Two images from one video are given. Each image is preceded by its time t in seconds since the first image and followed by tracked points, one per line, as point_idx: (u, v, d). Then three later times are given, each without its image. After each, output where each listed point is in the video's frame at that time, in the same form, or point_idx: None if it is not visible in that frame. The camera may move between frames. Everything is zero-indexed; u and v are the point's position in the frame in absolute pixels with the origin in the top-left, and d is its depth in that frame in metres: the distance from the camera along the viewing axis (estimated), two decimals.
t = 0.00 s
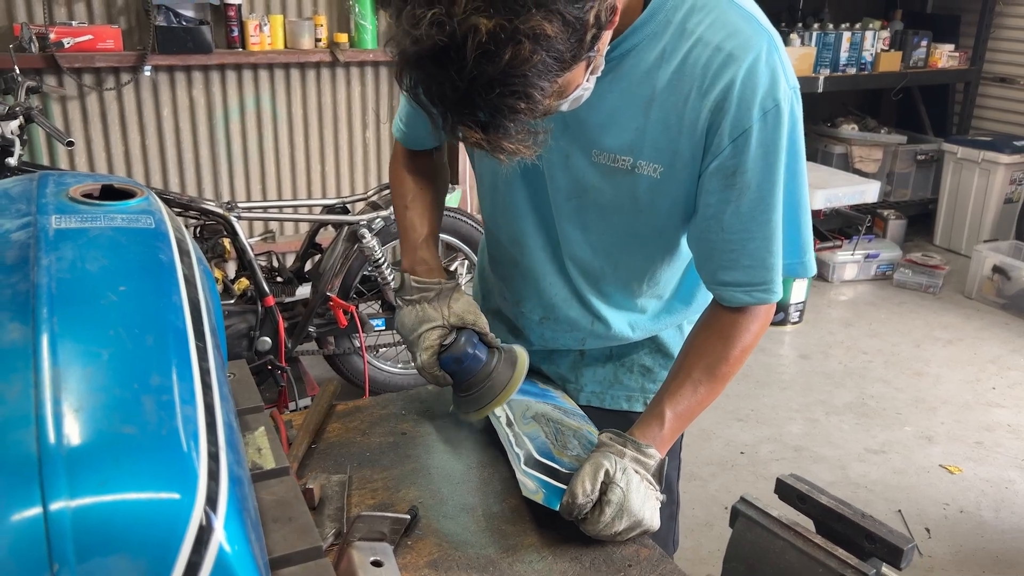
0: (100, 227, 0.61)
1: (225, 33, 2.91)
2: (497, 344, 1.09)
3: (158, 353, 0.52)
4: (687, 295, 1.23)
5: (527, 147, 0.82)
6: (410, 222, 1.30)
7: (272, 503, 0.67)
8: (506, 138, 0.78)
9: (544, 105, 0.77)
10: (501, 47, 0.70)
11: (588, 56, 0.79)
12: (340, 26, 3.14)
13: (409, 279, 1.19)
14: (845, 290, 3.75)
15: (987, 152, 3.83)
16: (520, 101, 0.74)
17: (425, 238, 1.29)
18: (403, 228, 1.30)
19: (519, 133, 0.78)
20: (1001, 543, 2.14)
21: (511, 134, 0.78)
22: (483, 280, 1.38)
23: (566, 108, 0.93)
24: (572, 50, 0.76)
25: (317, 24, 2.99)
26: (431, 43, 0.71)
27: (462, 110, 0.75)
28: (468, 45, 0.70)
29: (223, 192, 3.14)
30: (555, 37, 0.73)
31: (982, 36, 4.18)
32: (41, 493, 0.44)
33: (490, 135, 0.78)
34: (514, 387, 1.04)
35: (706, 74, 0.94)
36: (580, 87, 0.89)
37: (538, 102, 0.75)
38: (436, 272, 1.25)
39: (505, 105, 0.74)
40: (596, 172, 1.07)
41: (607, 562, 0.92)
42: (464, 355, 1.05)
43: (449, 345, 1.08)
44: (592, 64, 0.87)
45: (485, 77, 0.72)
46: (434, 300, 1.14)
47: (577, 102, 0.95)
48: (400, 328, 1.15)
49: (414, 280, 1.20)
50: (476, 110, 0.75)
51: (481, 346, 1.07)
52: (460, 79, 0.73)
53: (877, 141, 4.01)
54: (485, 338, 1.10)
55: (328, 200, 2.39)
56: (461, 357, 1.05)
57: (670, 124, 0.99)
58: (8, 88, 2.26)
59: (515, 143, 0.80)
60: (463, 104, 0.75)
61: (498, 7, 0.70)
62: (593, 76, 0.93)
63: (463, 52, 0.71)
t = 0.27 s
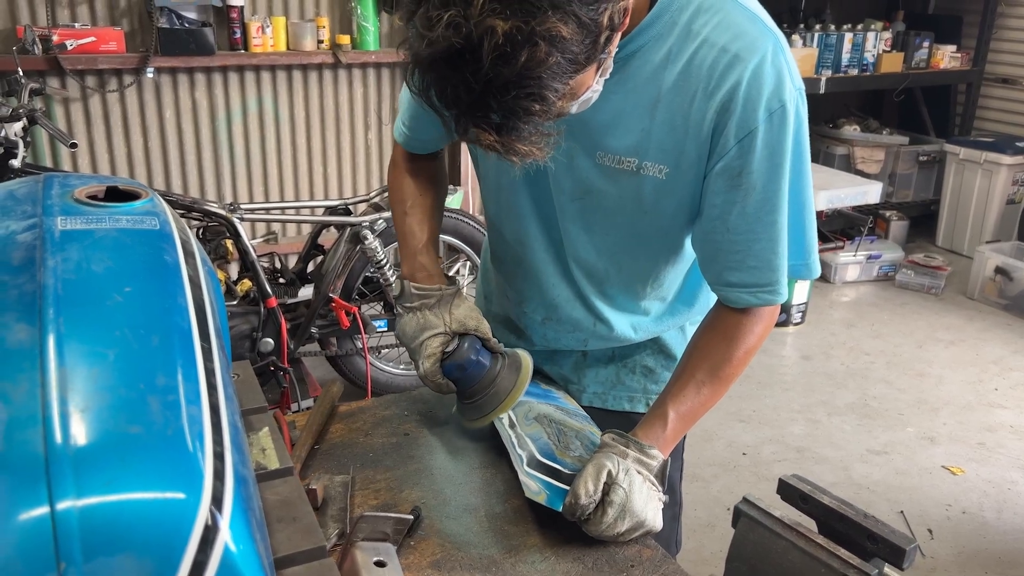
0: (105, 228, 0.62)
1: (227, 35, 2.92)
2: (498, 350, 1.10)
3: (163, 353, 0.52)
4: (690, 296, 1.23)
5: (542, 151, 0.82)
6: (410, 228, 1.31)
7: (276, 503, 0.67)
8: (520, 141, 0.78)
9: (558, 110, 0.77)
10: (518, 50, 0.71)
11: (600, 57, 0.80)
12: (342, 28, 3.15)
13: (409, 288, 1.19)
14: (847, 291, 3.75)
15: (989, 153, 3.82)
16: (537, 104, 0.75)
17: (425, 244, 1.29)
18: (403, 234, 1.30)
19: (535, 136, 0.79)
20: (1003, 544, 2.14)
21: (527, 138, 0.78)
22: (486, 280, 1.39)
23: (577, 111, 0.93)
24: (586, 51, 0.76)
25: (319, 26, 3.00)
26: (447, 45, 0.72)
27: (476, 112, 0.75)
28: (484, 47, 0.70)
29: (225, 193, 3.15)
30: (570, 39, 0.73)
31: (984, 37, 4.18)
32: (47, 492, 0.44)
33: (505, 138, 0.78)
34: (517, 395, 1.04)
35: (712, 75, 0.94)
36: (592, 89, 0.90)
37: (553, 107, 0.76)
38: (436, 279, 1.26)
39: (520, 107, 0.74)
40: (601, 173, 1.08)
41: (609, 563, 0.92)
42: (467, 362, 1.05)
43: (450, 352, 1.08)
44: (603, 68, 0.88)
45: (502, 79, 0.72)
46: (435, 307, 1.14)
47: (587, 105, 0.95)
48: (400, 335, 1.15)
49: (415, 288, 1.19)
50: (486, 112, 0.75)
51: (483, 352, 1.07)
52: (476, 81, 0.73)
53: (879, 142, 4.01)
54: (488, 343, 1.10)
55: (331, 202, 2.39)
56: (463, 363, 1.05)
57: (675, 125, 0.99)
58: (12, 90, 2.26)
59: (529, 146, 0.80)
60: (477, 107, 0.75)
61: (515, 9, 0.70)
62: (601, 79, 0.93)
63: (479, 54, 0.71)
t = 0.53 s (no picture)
0: (106, 229, 0.62)
1: (229, 37, 2.92)
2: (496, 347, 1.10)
3: (164, 353, 0.53)
4: (691, 297, 1.23)
5: (551, 153, 0.82)
6: (409, 228, 1.31)
7: (276, 503, 0.67)
8: (530, 142, 0.78)
9: (568, 110, 0.77)
10: (530, 51, 0.71)
11: (610, 59, 0.80)
12: (344, 30, 3.15)
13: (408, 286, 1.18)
14: (849, 291, 3.75)
15: (991, 153, 3.82)
16: (547, 105, 0.75)
17: (424, 244, 1.29)
18: (402, 234, 1.30)
19: (545, 137, 0.79)
20: (1005, 544, 2.13)
21: (537, 138, 0.78)
22: (487, 280, 1.39)
23: (583, 113, 0.94)
24: (596, 52, 0.76)
25: (321, 27, 3.00)
26: (460, 47, 0.72)
27: (487, 114, 0.76)
28: (497, 50, 0.71)
29: (227, 195, 3.15)
30: (582, 41, 0.73)
31: (986, 37, 4.18)
32: (48, 491, 0.44)
33: (516, 140, 0.77)
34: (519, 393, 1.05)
35: (715, 77, 0.94)
36: (597, 91, 0.90)
37: (563, 108, 0.76)
38: (436, 278, 1.26)
39: (531, 109, 0.74)
40: (603, 174, 1.07)
41: (610, 563, 0.92)
42: (468, 362, 1.05)
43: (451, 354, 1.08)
44: (609, 70, 0.89)
45: (514, 81, 0.72)
46: (436, 307, 1.14)
47: (592, 107, 0.95)
48: (400, 336, 1.15)
49: (415, 288, 1.18)
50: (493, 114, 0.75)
51: (483, 352, 1.08)
52: (488, 83, 0.73)
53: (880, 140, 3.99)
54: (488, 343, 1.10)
55: (332, 203, 2.40)
56: (466, 364, 1.05)
57: (678, 127, 0.99)
58: (14, 91, 2.27)
59: (540, 148, 0.80)
60: (488, 109, 0.75)
61: (528, 11, 0.70)
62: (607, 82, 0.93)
63: (491, 56, 0.71)
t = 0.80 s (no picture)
0: (106, 230, 0.62)
1: (230, 37, 2.92)
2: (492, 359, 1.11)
3: (163, 354, 0.53)
4: (691, 297, 1.23)
5: (553, 151, 0.82)
6: (407, 238, 1.30)
7: (277, 503, 0.68)
8: (533, 141, 0.78)
9: (570, 109, 0.77)
10: (532, 48, 0.71)
11: (612, 56, 0.80)
12: (345, 30, 3.15)
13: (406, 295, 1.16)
14: (850, 291, 3.74)
15: (993, 153, 3.81)
16: (549, 102, 0.75)
17: (421, 253, 1.29)
18: (400, 242, 1.30)
19: (548, 135, 0.79)
20: (1008, 544, 2.13)
21: (539, 136, 0.78)
22: (487, 281, 1.39)
23: (584, 113, 0.94)
24: (598, 49, 0.76)
25: (322, 28, 3.00)
26: (463, 44, 0.72)
27: (489, 112, 0.76)
28: (499, 46, 0.70)
29: (229, 196, 3.15)
30: (584, 38, 0.73)
31: (988, 37, 4.17)
32: (48, 491, 0.44)
33: (517, 137, 0.78)
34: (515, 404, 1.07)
35: (716, 77, 0.94)
36: (598, 89, 0.90)
37: (565, 105, 0.76)
38: (432, 287, 1.25)
39: (533, 106, 0.74)
40: (604, 174, 1.07)
41: (611, 563, 0.92)
42: (464, 374, 1.06)
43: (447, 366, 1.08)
44: (610, 69, 0.89)
45: (516, 77, 0.72)
46: (432, 318, 1.13)
47: (593, 107, 0.95)
48: (395, 345, 1.14)
49: (412, 296, 1.17)
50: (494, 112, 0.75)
51: (479, 365, 1.09)
52: (491, 81, 0.73)
53: (881, 140, 4.02)
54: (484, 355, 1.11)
55: (334, 203, 2.40)
56: (461, 377, 1.06)
57: (678, 127, 0.99)
58: (15, 93, 2.27)
59: (542, 146, 0.80)
60: (491, 107, 0.75)
61: (530, 8, 0.70)
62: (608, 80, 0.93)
63: (493, 53, 0.71)
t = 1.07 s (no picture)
0: (107, 230, 0.62)
1: (231, 38, 2.93)
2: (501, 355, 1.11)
3: (164, 354, 0.53)
4: (691, 298, 1.23)
5: (556, 158, 0.82)
6: (412, 235, 1.30)
7: (278, 503, 0.68)
8: (535, 147, 0.78)
9: (573, 115, 0.78)
10: (535, 56, 0.71)
11: (613, 63, 0.80)
12: (345, 31, 3.15)
13: (412, 291, 1.18)
14: (852, 291, 3.74)
15: (994, 152, 3.81)
16: (551, 110, 0.75)
17: (426, 250, 1.29)
18: (404, 240, 1.30)
19: (550, 142, 0.79)
20: (1010, 544, 2.13)
21: (542, 144, 0.78)
22: (488, 282, 1.39)
23: (583, 115, 0.93)
24: (600, 56, 0.76)
25: (323, 29, 3.00)
26: (464, 53, 0.72)
27: (492, 120, 0.76)
28: (502, 56, 0.71)
29: (230, 197, 3.15)
30: (586, 43, 0.73)
31: (989, 36, 4.17)
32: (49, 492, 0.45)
33: (521, 145, 0.78)
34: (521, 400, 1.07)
35: (713, 79, 0.94)
36: (598, 92, 0.90)
37: (568, 111, 0.76)
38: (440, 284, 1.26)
39: (536, 114, 0.75)
40: (602, 176, 1.07)
41: (612, 563, 0.92)
42: (472, 369, 1.07)
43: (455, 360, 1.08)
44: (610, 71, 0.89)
45: (519, 86, 0.72)
46: (438, 313, 1.14)
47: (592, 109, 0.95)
48: (402, 341, 1.14)
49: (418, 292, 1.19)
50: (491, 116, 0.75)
51: (486, 360, 1.09)
52: (493, 89, 0.73)
53: (882, 140, 4.02)
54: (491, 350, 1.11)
55: (335, 204, 2.40)
56: (468, 371, 1.06)
57: (676, 129, 0.99)
58: (16, 94, 2.27)
59: (544, 153, 0.80)
60: (491, 114, 0.75)
61: (531, 14, 0.70)
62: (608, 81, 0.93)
63: (496, 63, 0.72)
